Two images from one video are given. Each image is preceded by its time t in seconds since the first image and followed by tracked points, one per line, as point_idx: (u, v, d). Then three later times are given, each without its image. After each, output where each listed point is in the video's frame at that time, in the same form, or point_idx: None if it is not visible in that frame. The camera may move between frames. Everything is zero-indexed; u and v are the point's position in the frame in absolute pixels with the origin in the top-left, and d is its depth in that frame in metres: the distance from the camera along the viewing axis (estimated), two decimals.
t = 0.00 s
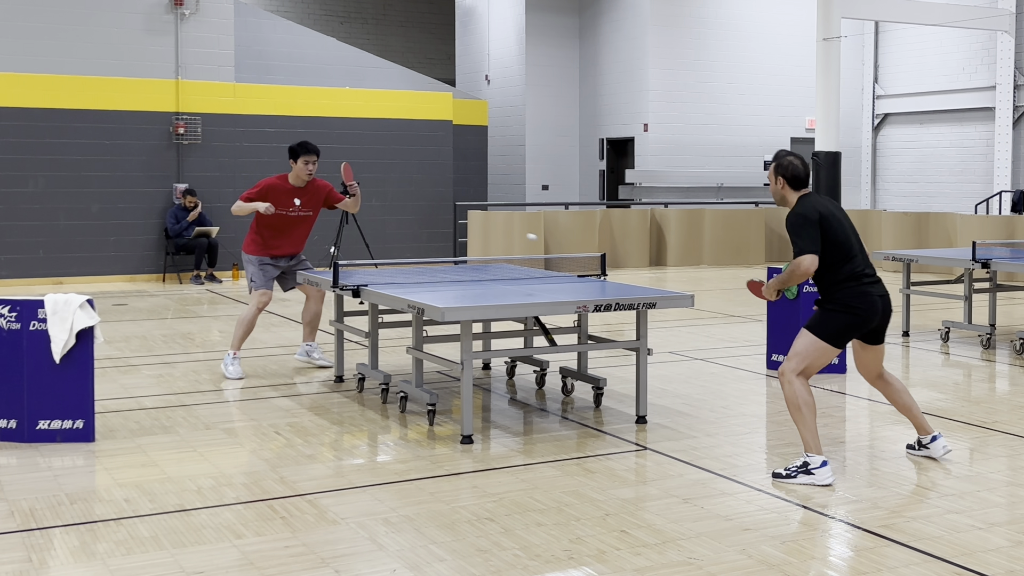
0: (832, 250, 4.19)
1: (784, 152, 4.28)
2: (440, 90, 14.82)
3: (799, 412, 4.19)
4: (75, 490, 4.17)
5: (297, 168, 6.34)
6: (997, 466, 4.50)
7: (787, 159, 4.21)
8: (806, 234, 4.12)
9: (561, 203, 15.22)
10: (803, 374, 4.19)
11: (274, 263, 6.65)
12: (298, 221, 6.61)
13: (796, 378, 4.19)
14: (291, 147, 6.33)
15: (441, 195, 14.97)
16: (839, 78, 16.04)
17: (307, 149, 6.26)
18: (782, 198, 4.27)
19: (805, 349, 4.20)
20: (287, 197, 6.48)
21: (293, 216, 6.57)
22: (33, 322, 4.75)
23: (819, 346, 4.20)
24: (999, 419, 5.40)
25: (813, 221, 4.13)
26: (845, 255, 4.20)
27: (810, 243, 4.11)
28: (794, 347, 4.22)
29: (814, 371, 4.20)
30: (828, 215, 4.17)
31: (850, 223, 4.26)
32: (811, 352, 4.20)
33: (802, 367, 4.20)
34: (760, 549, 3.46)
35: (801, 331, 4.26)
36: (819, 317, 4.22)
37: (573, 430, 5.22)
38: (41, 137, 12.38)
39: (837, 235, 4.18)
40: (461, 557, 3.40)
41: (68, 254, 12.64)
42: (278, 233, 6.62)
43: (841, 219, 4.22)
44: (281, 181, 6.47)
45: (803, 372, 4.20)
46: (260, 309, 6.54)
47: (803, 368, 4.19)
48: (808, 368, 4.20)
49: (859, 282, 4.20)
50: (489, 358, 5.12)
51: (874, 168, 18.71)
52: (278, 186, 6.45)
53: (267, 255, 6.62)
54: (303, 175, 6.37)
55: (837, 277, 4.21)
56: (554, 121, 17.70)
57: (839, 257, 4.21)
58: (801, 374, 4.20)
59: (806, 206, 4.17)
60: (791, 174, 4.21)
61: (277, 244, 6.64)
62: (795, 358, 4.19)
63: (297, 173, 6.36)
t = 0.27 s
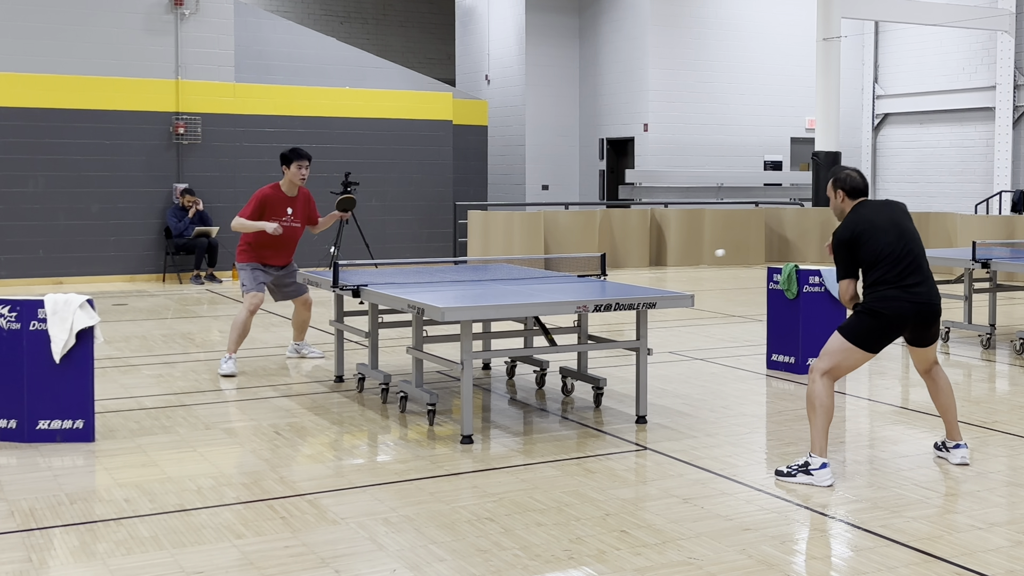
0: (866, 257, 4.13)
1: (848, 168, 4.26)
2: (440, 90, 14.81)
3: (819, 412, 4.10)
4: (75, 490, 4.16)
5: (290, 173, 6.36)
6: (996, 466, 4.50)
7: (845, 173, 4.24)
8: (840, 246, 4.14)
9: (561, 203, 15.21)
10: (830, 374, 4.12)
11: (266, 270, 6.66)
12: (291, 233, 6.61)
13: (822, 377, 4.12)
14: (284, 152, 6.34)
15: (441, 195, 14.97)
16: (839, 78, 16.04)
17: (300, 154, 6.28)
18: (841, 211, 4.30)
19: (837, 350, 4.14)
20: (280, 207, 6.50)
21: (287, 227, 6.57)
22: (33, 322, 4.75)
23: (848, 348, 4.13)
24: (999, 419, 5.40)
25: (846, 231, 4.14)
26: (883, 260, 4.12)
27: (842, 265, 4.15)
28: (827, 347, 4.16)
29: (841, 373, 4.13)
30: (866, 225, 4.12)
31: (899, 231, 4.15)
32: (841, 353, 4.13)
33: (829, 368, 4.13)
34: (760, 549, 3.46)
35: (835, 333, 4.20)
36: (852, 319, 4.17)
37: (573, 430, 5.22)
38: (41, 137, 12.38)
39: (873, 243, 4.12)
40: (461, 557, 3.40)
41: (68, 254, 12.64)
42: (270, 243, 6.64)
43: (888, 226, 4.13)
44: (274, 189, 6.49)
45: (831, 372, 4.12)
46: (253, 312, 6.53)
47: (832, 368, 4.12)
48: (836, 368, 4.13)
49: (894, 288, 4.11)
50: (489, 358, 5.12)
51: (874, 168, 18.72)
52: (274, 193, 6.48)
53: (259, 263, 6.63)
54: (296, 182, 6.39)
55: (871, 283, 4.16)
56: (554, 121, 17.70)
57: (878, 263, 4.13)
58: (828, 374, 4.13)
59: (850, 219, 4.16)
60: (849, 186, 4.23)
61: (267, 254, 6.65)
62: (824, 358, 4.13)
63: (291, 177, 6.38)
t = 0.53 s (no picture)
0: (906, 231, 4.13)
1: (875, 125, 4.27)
2: (440, 90, 14.81)
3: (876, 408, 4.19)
4: (75, 490, 4.16)
5: (278, 183, 6.35)
6: (996, 466, 4.50)
7: (876, 132, 4.23)
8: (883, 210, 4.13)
9: (561, 203, 15.21)
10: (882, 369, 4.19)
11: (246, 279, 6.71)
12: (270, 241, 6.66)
13: (875, 374, 4.18)
14: (273, 162, 6.32)
15: (440, 195, 14.97)
16: (839, 78, 16.04)
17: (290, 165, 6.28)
18: (868, 170, 4.30)
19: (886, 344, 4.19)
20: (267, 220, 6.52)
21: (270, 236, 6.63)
22: (33, 323, 4.75)
23: (899, 339, 4.18)
24: (1000, 419, 5.40)
25: (885, 196, 4.14)
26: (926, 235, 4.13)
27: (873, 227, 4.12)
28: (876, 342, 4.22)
29: (895, 364, 4.19)
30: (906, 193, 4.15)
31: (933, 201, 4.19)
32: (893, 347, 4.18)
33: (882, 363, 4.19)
34: (760, 549, 3.46)
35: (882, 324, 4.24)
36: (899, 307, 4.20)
37: (573, 430, 5.22)
38: (41, 137, 12.37)
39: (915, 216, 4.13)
40: (461, 557, 3.40)
41: (68, 254, 12.64)
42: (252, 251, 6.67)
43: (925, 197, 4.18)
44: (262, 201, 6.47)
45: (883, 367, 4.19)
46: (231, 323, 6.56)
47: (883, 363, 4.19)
48: (890, 362, 4.19)
49: (934, 267, 4.14)
50: (490, 358, 5.12)
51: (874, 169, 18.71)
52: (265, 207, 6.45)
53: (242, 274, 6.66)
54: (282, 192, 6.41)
55: (912, 257, 4.15)
56: (554, 121, 17.70)
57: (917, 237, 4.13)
58: (882, 368, 4.19)
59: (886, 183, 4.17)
60: (880, 147, 4.23)
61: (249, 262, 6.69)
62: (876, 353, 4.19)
63: (279, 188, 6.38)
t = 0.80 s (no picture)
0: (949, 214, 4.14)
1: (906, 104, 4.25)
2: (440, 90, 14.81)
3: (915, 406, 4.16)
4: (76, 490, 4.17)
5: (275, 180, 6.44)
6: (996, 466, 4.50)
7: (909, 114, 4.18)
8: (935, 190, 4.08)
9: (561, 203, 15.20)
10: (919, 365, 4.16)
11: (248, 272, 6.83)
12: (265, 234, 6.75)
13: (912, 372, 4.16)
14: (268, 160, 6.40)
15: (441, 195, 14.96)
16: (839, 78, 16.04)
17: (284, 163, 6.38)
18: (897, 151, 4.24)
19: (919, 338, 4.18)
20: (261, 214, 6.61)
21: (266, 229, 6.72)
22: (33, 322, 4.75)
23: (935, 328, 4.16)
24: (1000, 419, 5.40)
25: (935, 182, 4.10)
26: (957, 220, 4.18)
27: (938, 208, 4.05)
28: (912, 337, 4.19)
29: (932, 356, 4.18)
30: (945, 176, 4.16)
31: (958, 186, 4.24)
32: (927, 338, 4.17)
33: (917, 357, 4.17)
34: (760, 549, 3.46)
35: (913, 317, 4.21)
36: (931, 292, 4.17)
37: (573, 430, 5.22)
38: (41, 137, 12.37)
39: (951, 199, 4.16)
40: (461, 557, 3.40)
41: (68, 254, 12.64)
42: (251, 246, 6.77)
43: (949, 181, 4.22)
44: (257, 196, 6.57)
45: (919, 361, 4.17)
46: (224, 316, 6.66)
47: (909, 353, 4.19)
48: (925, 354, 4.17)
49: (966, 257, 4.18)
50: (490, 358, 5.12)
51: (874, 168, 18.71)
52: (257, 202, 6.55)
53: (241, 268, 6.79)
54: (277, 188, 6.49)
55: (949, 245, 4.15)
56: (554, 121, 17.70)
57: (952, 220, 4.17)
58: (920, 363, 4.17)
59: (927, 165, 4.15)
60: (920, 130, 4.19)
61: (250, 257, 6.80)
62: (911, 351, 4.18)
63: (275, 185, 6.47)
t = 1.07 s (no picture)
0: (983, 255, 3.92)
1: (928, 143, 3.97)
2: (440, 90, 14.81)
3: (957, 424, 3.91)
4: (76, 490, 4.17)
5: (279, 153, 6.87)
6: (997, 467, 4.49)
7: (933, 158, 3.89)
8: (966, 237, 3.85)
9: (561, 203, 15.20)
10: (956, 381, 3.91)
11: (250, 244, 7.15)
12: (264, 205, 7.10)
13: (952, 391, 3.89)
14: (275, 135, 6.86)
15: (441, 195, 14.97)
16: (839, 78, 16.04)
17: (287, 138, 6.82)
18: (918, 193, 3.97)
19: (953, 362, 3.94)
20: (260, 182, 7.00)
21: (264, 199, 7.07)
22: (33, 322, 4.75)
23: (973, 358, 3.94)
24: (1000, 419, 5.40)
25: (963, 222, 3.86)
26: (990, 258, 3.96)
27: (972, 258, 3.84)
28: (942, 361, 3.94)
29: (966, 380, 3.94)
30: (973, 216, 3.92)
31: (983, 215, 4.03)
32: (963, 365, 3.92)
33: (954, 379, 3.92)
34: (761, 549, 3.46)
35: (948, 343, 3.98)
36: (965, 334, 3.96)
37: (573, 430, 5.22)
38: (41, 137, 12.37)
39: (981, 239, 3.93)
40: (461, 557, 3.40)
41: (68, 254, 12.64)
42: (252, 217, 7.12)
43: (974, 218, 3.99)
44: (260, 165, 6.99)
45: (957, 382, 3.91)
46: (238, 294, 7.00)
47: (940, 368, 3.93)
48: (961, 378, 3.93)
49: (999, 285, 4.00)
50: (490, 358, 5.12)
51: (875, 169, 18.71)
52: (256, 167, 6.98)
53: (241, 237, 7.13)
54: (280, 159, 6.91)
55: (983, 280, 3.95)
56: (554, 121, 17.70)
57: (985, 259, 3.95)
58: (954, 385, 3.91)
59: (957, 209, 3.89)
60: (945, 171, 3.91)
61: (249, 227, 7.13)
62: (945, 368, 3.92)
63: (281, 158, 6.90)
